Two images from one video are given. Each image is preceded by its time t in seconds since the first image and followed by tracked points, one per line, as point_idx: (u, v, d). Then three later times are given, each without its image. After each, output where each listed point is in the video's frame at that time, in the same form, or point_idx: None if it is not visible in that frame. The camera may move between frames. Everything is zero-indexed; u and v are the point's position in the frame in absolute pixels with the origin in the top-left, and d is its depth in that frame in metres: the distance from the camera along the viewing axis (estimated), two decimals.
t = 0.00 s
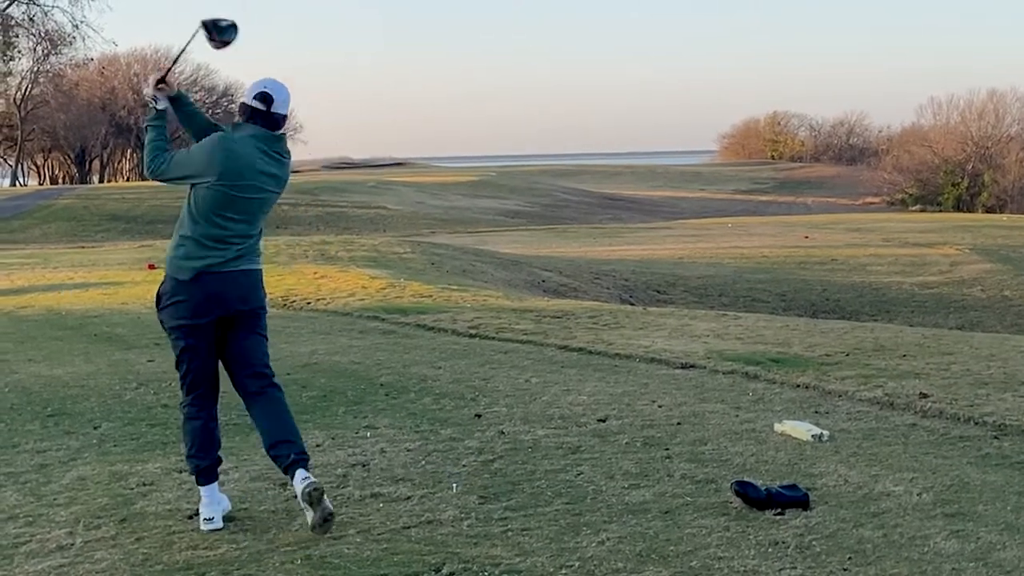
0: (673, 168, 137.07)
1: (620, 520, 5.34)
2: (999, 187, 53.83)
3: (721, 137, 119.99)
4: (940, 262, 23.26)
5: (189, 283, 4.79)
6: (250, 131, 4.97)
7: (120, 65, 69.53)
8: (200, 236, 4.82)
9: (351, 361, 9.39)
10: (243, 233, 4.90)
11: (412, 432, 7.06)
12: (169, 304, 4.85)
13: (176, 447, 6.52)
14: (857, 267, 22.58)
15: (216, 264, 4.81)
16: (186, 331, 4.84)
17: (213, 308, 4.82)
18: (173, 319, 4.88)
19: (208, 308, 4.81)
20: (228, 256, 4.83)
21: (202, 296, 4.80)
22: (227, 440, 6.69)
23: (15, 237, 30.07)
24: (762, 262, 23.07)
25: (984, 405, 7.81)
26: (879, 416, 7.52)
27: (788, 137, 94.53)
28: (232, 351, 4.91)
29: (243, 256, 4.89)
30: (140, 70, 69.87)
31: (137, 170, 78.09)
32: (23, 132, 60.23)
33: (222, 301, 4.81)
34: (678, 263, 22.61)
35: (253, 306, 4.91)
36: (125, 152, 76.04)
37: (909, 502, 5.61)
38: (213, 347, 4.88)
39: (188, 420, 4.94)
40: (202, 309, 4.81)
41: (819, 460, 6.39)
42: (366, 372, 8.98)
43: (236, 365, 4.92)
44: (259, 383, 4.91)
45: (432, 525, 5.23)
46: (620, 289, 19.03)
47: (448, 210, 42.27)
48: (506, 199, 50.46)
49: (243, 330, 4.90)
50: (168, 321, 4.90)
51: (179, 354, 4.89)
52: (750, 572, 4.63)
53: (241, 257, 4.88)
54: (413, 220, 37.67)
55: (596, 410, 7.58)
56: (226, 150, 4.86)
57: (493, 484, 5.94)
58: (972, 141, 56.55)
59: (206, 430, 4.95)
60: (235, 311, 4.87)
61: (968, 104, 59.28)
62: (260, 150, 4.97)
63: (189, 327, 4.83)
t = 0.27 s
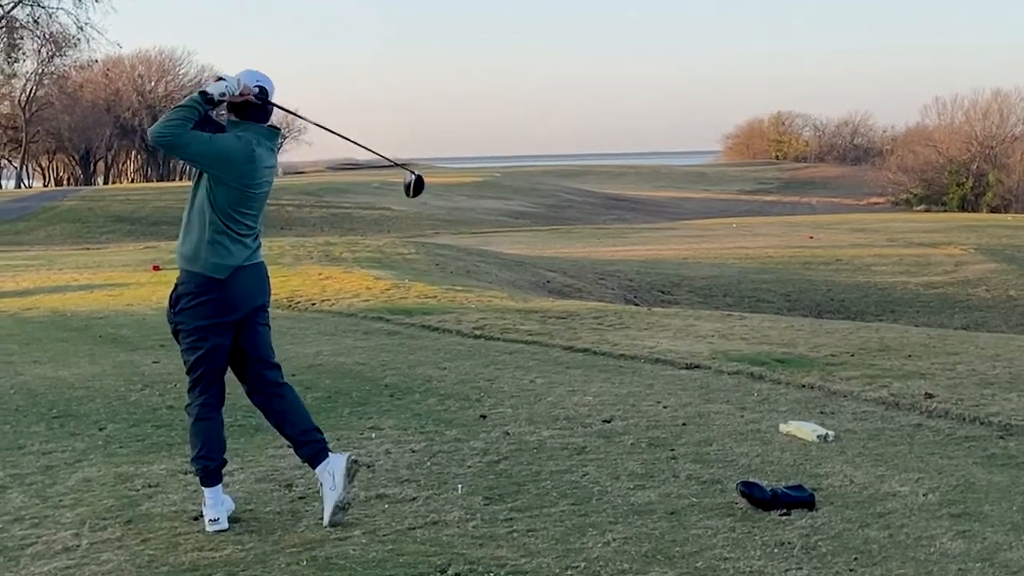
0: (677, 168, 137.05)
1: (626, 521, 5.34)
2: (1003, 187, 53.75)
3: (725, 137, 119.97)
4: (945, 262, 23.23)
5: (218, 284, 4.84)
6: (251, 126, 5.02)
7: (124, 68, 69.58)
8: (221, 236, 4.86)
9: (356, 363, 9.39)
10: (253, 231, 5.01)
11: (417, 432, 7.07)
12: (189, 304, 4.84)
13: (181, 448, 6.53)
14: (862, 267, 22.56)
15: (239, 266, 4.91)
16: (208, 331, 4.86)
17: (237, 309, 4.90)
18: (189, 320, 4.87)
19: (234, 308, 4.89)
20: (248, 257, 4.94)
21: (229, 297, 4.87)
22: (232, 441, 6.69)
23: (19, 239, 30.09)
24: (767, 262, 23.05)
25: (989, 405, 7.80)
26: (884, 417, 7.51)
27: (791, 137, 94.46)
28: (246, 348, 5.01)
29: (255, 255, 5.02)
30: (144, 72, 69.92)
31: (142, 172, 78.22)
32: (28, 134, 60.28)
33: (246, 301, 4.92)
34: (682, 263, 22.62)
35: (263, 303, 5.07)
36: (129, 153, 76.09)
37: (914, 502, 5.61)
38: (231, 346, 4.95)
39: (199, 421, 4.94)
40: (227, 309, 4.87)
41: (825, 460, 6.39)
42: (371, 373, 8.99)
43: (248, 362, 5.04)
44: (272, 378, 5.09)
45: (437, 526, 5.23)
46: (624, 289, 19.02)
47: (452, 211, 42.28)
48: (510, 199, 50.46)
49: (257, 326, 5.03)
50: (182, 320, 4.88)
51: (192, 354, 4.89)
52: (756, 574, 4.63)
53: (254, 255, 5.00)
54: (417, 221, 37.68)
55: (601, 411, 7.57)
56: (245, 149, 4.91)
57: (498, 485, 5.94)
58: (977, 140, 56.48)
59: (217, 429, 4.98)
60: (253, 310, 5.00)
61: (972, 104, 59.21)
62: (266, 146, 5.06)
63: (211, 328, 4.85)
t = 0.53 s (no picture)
0: (682, 170, 137.04)
1: (633, 523, 5.34)
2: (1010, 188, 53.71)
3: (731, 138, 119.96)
4: (952, 264, 23.22)
5: (234, 285, 4.85)
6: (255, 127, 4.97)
7: (131, 70, 69.69)
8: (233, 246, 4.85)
9: (363, 365, 9.40)
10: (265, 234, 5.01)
11: (423, 435, 7.07)
12: (203, 303, 4.83)
13: (189, 450, 6.53)
14: (869, 268, 22.56)
15: (253, 273, 4.92)
16: (222, 332, 4.86)
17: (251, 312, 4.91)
18: (202, 320, 4.86)
19: (248, 312, 4.90)
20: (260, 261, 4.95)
21: (242, 300, 4.87)
22: (239, 444, 6.69)
23: (26, 241, 30.15)
24: (774, 263, 23.05)
25: (997, 407, 7.79)
26: (892, 418, 7.50)
27: (797, 138, 94.44)
28: (257, 352, 5.03)
29: (266, 257, 5.02)
30: (150, 74, 70.03)
31: (148, 174, 78.33)
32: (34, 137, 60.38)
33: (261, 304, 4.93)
34: (688, 265, 22.61)
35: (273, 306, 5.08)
36: (136, 156, 76.22)
37: (923, 504, 5.60)
38: (242, 348, 4.96)
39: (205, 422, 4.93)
40: (242, 311, 4.88)
41: (833, 462, 6.37)
42: (378, 375, 8.97)
43: (257, 364, 5.05)
44: (282, 382, 5.11)
45: (445, 529, 5.23)
46: (631, 291, 19.02)
47: (459, 213, 42.31)
48: (517, 201, 50.49)
49: (267, 331, 5.05)
50: (192, 321, 4.88)
51: (205, 355, 4.88)
52: None
53: (266, 259, 5.02)
54: (423, 223, 37.71)
55: (608, 413, 7.57)
56: (254, 158, 4.88)
57: (505, 487, 5.93)
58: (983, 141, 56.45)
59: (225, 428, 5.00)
60: (266, 311, 5.02)
61: (979, 105, 59.17)
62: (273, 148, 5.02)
63: (224, 328, 4.86)
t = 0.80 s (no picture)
0: (690, 172, 136.83)
1: (642, 526, 5.33)
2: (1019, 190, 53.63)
3: (739, 140, 119.76)
4: (961, 266, 23.17)
5: (238, 288, 4.86)
6: (259, 131, 4.93)
7: (139, 73, 69.82)
8: (238, 252, 4.83)
9: (371, 367, 9.40)
10: (274, 239, 4.99)
11: (432, 437, 7.06)
12: (209, 306, 4.86)
13: (198, 453, 6.53)
14: (878, 270, 22.53)
15: (258, 278, 4.91)
16: (226, 334, 4.87)
17: (257, 316, 4.91)
18: (208, 322, 4.89)
19: (253, 315, 4.90)
20: (265, 265, 4.93)
21: (246, 305, 4.87)
22: (247, 447, 6.69)
23: (35, 244, 30.21)
24: (782, 266, 23.03)
25: (1007, 409, 7.77)
26: (901, 421, 7.48)
27: (805, 140, 94.38)
28: (265, 355, 5.03)
29: (275, 262, 5.00)
30: (159, 77, 70.15)
31: (156, 177, 78.41)
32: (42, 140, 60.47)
33: (267, 307, 4.92)
34: (696, 268, 22.57)
35: (283, 308, 5.07)
36: (144, 159, 76.35)
37: (932, 507, 5.58)
38: (249, 352, 4.96)
39: (211, 424, 4.94)
40: (247, 315, 4.88)
41: (842, 465, 6.35)
42: (386, 378, 8.96)
43: (263, 368, 5.04)
44: (291, 386, 5.10)
45: (453, 531, 5.22)
46: (639, 293, 19.01)
47: (467, 215, 42.33)
48: (525, 204, 50.50)
49: (277, 334, 5.05)
50: (198, 324, 4.90)
51: (210, 357, 4.90)
52: None
53: (274, 263, 5.00)
54: (431, 226, 37.73)
55: (617, 416, 7.56)
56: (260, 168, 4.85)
57: (513, 490, 5.92)
58: (992, 143, 56.37)
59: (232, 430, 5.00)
60: (273, 316, 5.01)
61: (988, 107, 59.09)
62: (280, 151, 4.98)
63: (229, 331, 4.87)
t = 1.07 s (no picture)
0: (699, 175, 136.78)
1: (652, 530, 5.31)
2: None
3: (748, 143, 119.66)
4: (971, 270, 23.13)
5: (247, 292, 4.86)
6: (263, 134, 4.92)
7: (148, 76, 69.86)
8: (247, 257, 4.82)
9: (380, 370, 9.39)
10: (283, 243, 4.99)
11: (441, 441, 7.05)
12: (218, 311, 4.86)
13: (207, 456, 6.53)
14: (888, 274, 22.48)
15: (267, 281, 4.90)
16: (236, 339, 4.86)
17: (267, 320, 4.91)
18: (218, 326, 4.88)
19: (263, 321, 4.90)
20: (275, 269, 4.92)
21: (256, 310, 4.87)
22: (256, 450, 6.69)
23: (44, 247, 30.23)
24: (792, 270, 23.00)
25: (1019, 414, 7.74)
26: (911, 425, 7.46)
27: (815, 144, 94.30)
28: (276, 359, 5.02)
29: (285, 265, 5.00)
30: (168, 80, 70.21)
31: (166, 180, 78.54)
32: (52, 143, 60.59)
33: (277, 312, 4.92)
34: (705, 271, 22.55)
35: (294, 311, 5.06)
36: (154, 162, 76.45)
37: (943, 511, 5.56)
38: (260, 355, 4.96)
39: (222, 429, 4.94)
40: (257, 320, 4.88)
41: (852, 469, 6.33)
42: (395, 382, 8.95)
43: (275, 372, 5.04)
44: (302, 389, 5.09)
45: (462, 535, 5.21)
46: (648, 297, 18.99)
47: (476, 219, 42.34)
48: (533, 207, 50.50)
49: (288, 337, 5.04)
50: (209, 329, 4.90)
51: (220, 361, 4.89)
52: None
53: (284, 266, 5.00)
54: (440, 229, 37.73)
55: (626, 419, 7.55)
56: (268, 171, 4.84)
57: (523, 493, 5.92)
58: (1002, 147, 56.26)
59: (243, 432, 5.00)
60: (284, 320, 5.01)
61: (998, 111, 58.96)
62: (284, 153, 4.96)
63: (238, 335, 4.86)
